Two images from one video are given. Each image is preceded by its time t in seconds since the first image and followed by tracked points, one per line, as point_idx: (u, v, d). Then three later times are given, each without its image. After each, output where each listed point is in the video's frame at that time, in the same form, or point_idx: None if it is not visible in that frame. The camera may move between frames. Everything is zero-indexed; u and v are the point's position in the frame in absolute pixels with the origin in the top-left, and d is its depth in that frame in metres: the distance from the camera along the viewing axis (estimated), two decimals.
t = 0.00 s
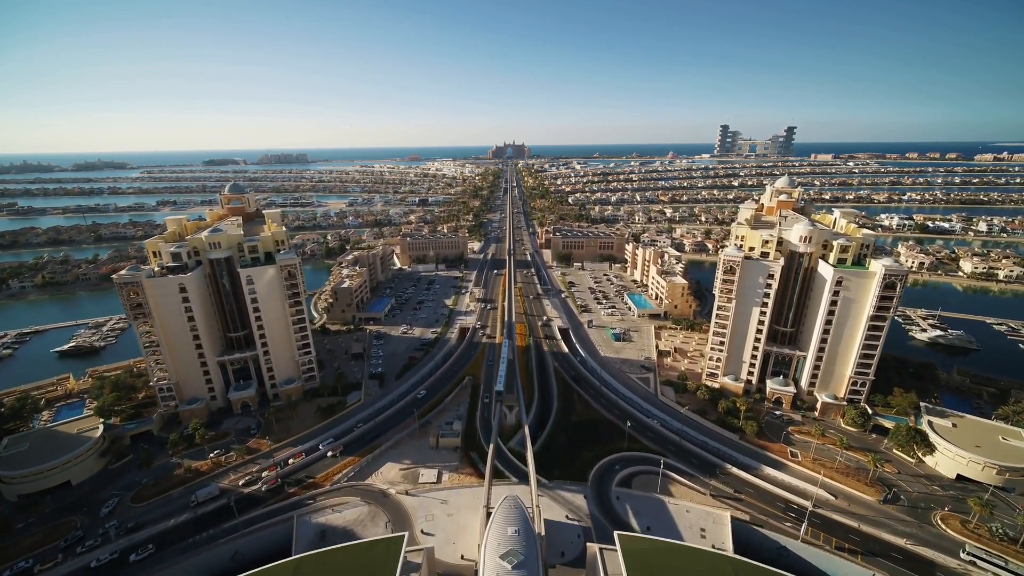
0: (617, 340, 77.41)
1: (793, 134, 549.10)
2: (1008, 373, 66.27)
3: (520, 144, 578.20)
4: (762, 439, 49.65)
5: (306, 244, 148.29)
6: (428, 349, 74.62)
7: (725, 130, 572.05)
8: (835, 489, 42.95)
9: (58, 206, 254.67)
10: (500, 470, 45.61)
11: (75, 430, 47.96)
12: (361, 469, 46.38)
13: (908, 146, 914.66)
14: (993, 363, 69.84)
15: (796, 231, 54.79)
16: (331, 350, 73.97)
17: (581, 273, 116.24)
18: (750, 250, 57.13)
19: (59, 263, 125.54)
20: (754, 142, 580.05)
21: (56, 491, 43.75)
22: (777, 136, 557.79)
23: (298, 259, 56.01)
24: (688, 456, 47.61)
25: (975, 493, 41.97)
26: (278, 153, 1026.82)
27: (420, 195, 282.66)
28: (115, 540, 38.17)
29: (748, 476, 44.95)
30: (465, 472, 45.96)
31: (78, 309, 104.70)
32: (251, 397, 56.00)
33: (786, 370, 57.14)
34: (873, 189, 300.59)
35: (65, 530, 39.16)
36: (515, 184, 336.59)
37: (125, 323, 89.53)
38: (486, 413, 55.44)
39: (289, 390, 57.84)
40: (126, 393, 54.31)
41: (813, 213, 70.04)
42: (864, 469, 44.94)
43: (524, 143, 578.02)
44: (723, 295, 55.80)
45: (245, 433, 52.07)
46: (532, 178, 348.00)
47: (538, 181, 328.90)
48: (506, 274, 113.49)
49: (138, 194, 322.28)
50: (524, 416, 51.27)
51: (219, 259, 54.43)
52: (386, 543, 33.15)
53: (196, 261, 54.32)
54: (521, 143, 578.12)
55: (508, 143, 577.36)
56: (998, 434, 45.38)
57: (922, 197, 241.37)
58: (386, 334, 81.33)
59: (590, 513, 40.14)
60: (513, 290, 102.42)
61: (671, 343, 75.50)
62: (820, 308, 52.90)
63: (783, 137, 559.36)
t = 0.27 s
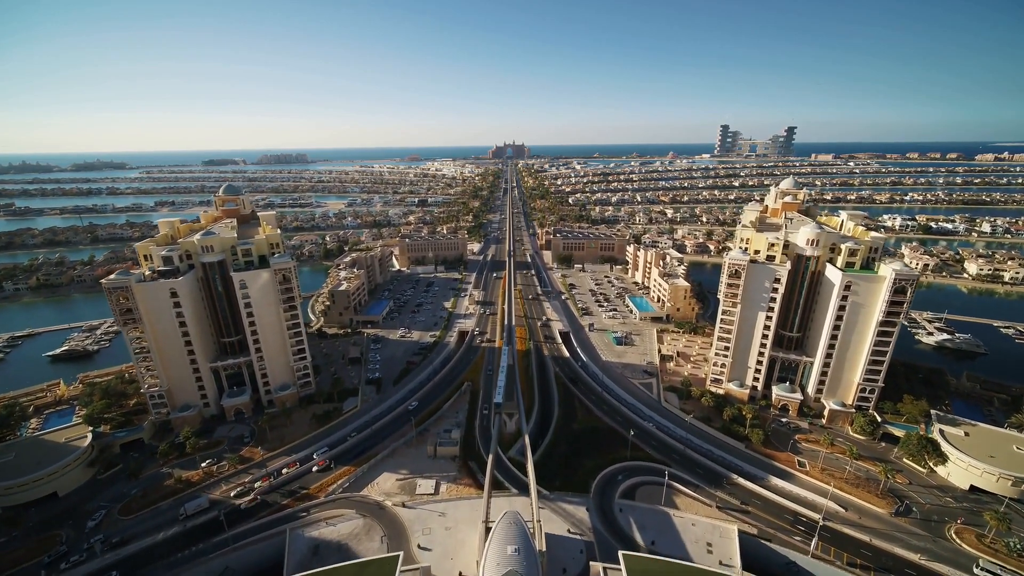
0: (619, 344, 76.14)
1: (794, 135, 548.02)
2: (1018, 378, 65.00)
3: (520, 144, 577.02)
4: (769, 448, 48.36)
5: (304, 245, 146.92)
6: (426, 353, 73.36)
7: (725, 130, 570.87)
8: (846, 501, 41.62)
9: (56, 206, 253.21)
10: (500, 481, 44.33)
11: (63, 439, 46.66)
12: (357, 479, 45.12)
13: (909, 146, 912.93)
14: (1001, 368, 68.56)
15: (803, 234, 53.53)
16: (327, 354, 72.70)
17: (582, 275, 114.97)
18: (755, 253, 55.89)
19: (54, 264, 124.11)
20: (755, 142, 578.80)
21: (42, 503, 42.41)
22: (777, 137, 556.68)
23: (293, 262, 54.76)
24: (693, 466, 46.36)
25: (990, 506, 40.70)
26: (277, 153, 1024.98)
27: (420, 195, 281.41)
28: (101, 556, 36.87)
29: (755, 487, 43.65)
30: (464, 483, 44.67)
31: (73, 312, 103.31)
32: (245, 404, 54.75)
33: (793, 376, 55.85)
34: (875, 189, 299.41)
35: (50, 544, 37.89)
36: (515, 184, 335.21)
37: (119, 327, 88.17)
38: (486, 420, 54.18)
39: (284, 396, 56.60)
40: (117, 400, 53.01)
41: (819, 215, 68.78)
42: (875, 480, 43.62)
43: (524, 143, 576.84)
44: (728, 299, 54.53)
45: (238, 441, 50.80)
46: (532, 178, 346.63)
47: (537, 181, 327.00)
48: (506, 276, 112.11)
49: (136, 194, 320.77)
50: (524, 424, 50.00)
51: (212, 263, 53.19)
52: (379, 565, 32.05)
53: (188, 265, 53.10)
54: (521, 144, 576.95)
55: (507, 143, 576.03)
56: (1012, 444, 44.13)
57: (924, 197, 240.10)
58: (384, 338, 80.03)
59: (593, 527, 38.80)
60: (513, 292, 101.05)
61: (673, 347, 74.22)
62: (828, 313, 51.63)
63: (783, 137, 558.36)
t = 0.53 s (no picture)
0: (621, 348, 74.88)
1: (794, 135, 546.80)
2: None
3: (520, 144, 575.71)
4: (776, 458, 47.04)
5: (302, 246, 145.61)
6: (425, 357, 72.09)
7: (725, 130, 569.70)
8: (856, 514, 40.27)
9: (53, 207, 251.82)
10: (499, 492, 43.03)
11: (49, 449, 45.34)
12: (352, 490, 43.82)
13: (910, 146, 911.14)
14: (1011, 373, 67.27)
15: (810, 238, 52.04)
16: (324, 359, 71.44)
17: (582, 277, 113.77)
18: (761, 256, 54.65)
19: (49, 266, 122.76)
20: (755, 142, 577.70)
21: (26, 516, 41.05)
22: (778, 137, 555.63)
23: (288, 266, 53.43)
24: (698, 477, 45.06)
25: (1006, 519, 39.39)
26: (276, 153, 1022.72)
27: (419, 196, 280.14)
28: (85, 573, 35.56)
29: (762, 498, 42.34)
30: (462, 494, 43.36)
31: (67, 314, 101.96)
32: (238, 411, 53.46)
33: (799, 382, 54.56)
34: (876, 189, 298.11)
35: (33, 560, 36.60)
36: (515, 184, 333.93)
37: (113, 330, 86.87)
38: (485, 428, 52.90)
39: (279, 403, 55.32)
40: (107, 408, 51.69)
41: (825, 217, 67.49)
42: (886, 491, 42.33)
43: (524, 143, 575.48)
44: (733, 304, 53.24)
45: (230, 450, 49.53)
46: (532, 178, 345.33)
47: (537, 181, 325.80)
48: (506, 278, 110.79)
49: (134, 194, 319.18)
50: (525, 433, 48.70)
51: (204, 267, 51.90)
52: None
53: (180, 268, 51.80)
54: (521, 144, 575.62)
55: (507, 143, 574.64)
56: None
57: (927, 198, 238.93)
58: (382, 341, 78.75)
59: (596, 541, 37.46)
60: (513, 294, 99.71)
61: (676, 351, 72.97)
62: (836, 318, 50.36)
63: (783, 137, 557.23)
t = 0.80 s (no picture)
0: (622, 352, 73.57)
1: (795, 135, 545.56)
2: None
3: (520, 144, 574.20)
4: (783, 467, 45.80)
5: (300, 248, 144.19)
6: (423, 361, 70.83)
7: (726, 130, 568.50)
8: (868, 527, 38.96)
9: (51, 208, 250.21)
10: (499, 504, 41.77)
11: (36, 459, 44.04)
12: (347, 502, 42.49)
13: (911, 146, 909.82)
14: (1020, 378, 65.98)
15: (817, 241, 50.59)
16: (320, 363, 70.16)
17: (583, 279, 112.51)
18: (767, 260, 53.38)
19: (43, 268, 121.30)
20: (756, 142, 576.46)
21: (10, 529, 39.73)
22: (778, 137, 554.36)
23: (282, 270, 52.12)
24: (704, 487, 43.79)
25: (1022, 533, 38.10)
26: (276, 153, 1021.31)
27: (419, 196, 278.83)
28: None
29: (770, 511, 41.05)
30: (461, 506, 42.05)
31: (61, 317, 100.60)
32: (231, 419, 52.16)
33: (806, 389, 53.28)
34: (878, 190, 296.95)
35: None
36: (515, 185, 332.51)
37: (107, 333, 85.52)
38: (484, 436, 51.64)
39: (273, 410, 54.03)
40: (96, 415, 50.37)
41: (831, 219, 66.26)
42: (897, 504, 41.09)
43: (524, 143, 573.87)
44: (739, 308, 51.95)
45: (223, 459, 48.22)
46: (532, 179, 343.95)
47: (538, 182, 324.42)
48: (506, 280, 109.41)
49: (132, 194, 317.60)
50: (525, 442, 47.37)
51: (196, 271, 50.60)
52: None
53: (171, 273, 50.52)
54: (521, 144, 574.10)
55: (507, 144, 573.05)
56: None
57: (929, 198, 237.51)
58: (380, 345, 77.45)
59: (598, 557, 36.20)
60: (513, 297, 98.36)
61: (679, 356, 71.68)
62: (844, 324, 49.09)
63: (784, 137, 556.04)
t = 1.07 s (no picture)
0: (624, 357, 72.35)
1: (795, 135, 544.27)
2: None
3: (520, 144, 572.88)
4: (791, 478, 44.55)
5: (298, 249, 142.81)
6: (421, 366, 69.64)
7: (726, 130, 567.32)
8: (880, 542, 37.69)
9: (47, 208, 248.50)
10: (498, 517, 40.51)
11: (21, 470, 42.75)
12: (342, 515, 41.23)
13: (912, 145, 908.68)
14: None
15: (825, 245, 49.36)
16: (316, 369, 68.89)
17: (584, 281, 111.25)
18: (773, 264, 52.16)
19: (38, 270, 119.85)
20: (756, 142, 575.20)
21: None
22: (779, 137, 553.27)
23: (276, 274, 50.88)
24: (709, 499, 42.58)
25: None
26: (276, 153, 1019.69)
27: (418, 196, 277.45)
28: None
29: (778, 524, 39.81)
30: (459, 519, 40.79)
31: (55, 320, 99.28)
32: (224, 427, 50.92)
33: (813, 397, 52.03)
34: (879, 190, 295.85)
35: None
36: (515, 185, 331.19)
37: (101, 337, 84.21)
38: (483, 445, 50.43)
39: (267, 418, 52.78)
40: (85, 424, 49.07)
41: (837, 222, 65.06)
42: (909, 517, 39.82)
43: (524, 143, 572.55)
44: (744, 314, 50.68)
45: (214, 469, 46.94)
46: (531, 179, 342.57)
47: (537, 182, 323.16)
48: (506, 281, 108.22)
49: (131, 195, 315.80)
50: (525, 451, 46.14)
51: (187, 276, 49.34)
52: None
53: (162, 277, 49.25)
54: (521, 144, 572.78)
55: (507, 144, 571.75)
56: None
57: (932, 198, 236.12)
58: (377, 350, 76.19)
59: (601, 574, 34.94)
60: (513, 299, 97.06)
61: (681, 361, 70.49)
62: (852, 330, 47.85)
63: (784, 137, 554.89)
